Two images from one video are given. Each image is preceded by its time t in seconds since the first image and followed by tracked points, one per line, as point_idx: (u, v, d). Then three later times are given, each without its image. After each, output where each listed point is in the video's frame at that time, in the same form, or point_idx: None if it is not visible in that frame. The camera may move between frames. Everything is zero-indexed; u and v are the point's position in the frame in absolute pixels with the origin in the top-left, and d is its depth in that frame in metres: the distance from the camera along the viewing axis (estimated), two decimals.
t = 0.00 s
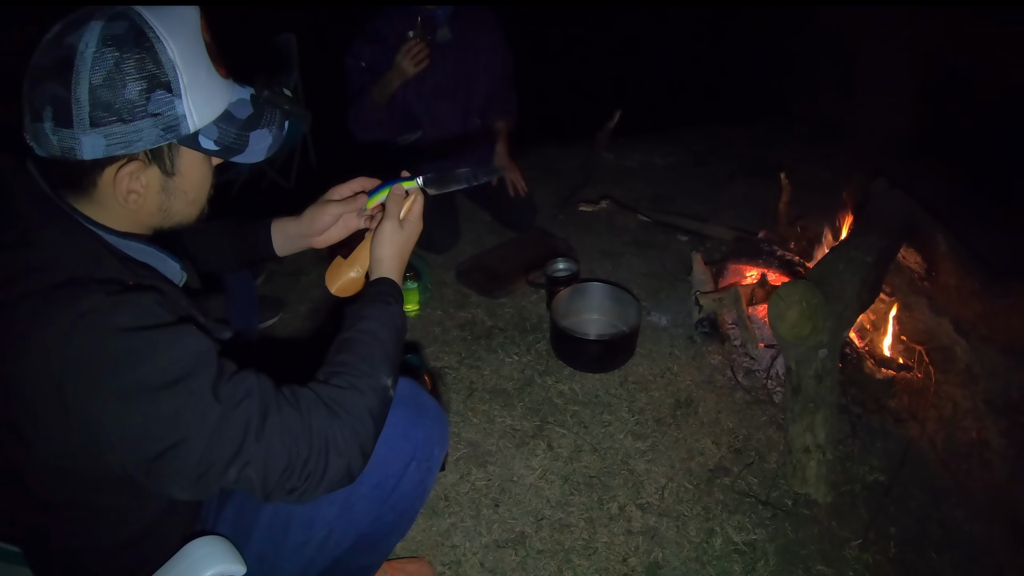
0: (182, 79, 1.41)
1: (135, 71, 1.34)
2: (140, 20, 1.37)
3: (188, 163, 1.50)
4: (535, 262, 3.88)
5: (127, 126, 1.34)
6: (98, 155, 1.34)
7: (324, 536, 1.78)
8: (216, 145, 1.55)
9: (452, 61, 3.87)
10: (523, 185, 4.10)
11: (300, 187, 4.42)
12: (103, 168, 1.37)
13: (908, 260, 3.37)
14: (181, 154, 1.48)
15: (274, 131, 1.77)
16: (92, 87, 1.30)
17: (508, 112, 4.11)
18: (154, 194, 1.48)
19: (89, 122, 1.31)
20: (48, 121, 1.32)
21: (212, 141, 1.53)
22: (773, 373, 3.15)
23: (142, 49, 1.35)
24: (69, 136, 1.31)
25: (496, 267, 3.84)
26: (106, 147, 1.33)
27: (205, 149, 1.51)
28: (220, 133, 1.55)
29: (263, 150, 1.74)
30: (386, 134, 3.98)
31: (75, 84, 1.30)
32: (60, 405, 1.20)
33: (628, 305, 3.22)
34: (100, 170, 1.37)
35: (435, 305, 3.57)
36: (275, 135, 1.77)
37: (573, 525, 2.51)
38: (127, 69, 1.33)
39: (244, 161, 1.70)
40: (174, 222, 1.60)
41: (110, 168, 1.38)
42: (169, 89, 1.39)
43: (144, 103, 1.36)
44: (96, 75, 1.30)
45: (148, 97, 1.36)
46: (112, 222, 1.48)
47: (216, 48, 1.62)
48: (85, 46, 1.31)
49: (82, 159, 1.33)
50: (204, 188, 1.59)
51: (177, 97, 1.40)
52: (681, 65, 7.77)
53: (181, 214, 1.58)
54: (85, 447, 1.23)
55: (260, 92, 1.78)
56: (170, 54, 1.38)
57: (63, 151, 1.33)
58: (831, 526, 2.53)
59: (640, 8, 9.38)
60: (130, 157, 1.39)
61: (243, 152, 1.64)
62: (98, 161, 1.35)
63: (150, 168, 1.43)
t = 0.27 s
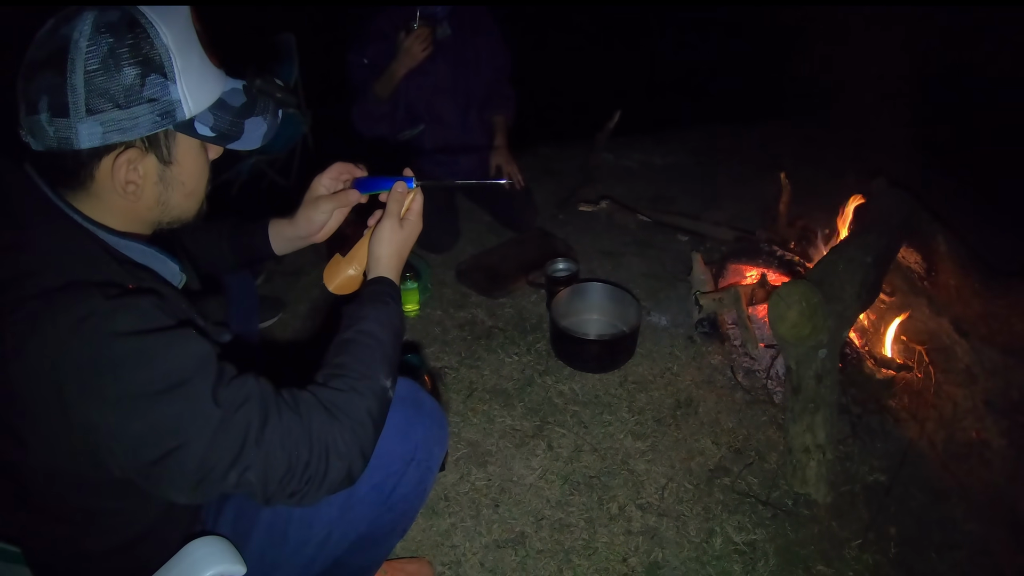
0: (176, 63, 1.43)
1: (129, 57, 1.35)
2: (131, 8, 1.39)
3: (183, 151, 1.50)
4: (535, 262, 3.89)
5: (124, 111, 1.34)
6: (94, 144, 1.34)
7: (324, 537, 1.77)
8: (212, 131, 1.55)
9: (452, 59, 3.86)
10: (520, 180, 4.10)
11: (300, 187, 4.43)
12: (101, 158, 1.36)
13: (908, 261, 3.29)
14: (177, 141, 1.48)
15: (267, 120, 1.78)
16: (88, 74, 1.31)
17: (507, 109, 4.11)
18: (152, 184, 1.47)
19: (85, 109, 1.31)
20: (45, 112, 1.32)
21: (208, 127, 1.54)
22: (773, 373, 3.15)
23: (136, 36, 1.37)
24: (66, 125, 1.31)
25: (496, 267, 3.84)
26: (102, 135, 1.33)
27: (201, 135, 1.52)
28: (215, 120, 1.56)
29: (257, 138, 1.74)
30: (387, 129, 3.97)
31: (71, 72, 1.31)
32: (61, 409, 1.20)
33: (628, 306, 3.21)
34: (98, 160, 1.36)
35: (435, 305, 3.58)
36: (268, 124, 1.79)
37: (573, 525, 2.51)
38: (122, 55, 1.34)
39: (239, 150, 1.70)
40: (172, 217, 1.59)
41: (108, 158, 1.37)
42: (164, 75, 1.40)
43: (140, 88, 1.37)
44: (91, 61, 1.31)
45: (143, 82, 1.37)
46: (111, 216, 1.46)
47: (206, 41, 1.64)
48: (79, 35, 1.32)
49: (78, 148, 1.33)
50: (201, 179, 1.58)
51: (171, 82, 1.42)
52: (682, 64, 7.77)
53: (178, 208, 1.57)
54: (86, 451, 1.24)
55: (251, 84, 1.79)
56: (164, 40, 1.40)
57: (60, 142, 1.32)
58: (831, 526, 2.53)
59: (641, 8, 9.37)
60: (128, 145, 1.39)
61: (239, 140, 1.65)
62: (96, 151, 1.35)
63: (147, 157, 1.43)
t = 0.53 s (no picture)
0: (168, 48, 1.39)
1: (120, 41, 1.32)
2: None
3: (180, 139, 1.48)
4: (535, 256, 3.88)
5: (117, 98, 1.32)
6: (89, 132, 1.32)
7: (324, 532, 1.77)
8: (208, 117, 1.52)
9: (453, 53, 3.84)
10: (521, 175, 4.07)
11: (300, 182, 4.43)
12: (96, 146, 1.36)
13: (907, 254, 3.33)
14: (173, 129, 1.46)
15: (262, 105, 1.75)
16: (80, 61, 1.29)
17: (508, 104, 4.09)
18: (149, 172, 1.47)
19: (78, 98, 1.29)
20: (38, 103, 1.30)
21: (203, 113, 1.50)
22: (773, 368, 3.14)
23: (127, 20, 1.34)
24: (60, 115, 1.30)
25: (496, 261, 3.84)
26: (97, 122, 1.32)
27: (196, 121, 1.49)
28: (211, 105, 1.52)
29: (254, 123, 1.71)
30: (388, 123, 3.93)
31: (63, 60, 1.29)
32: (61, 408, 1.20)
33: (628, 301, 3.20)
34: (94, 148, 1.36)
35: (435, 300, 3.57)
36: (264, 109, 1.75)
37: (573, 519, 2.51)
38: (113, 40, 1.32)
39: (235, 135, 1.67)
40: (171, 206, 1.59)
41: (103, 146, 1.37)
42: (156, 59, 1.38)
43: (133, 73, 1.34)
44: (83, 48, 1.29)
45: (136, 67, 1.35)
46: (108, 204, 1.46)
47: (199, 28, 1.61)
48: (71, 23, 1.31)
49: (74, 137, 1.32)
50: (199, 167, 1.57)
51: (164, 66, 1.39)
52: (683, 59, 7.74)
53: (177, 196, 1.57)
54: (86, 449, 1.23)
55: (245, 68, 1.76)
56: (154, 23, 1.37)
57: (54, 131, 1.31)
58: (831, 520, 2.52)
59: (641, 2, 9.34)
60: (122, 132, 1.38)
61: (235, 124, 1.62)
62: (91, 139, 1.34)
63: (143, 144, 1.43)
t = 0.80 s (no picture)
0: (144, 34, 1.35)
1: (97, 40, 1.28)
2: None
3: (174, 121, 1.49)
4: (534, 256, 3.88)
5: (109, 97, 1.30)
6: (88, 138, 1.31)
7: (324, 533, 1.77)
8: (195, 92, 1.49)
9: (452, 53, 3.84)
10: (521, 174, 4.17)
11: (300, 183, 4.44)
12: (98, 147, 1.36)
13: (908, 254, 3.33)
14: (165, 112, 1.46)
15: (243, 65, 1.66)
16: (62, 69, 1.25)
17: (508, 103, 4.08)
18: (151, 159, 1.48)
19: (70, 106, 1.26)
20: (28, 124, 1.27)
21: (191, 89, 1.48)
22: (773, 368, 3.14)
23: (94, 16, 1.29)
24: (56, 128, 1.27)
25: (496, 261, 3.84)
26: (94, 128, 1.30)
27: (186, 98, 1.47)
28: (194, 79, 1.48)
29: (239, 87, 1.64)
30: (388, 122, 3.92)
31: (44, 73, 1.25)
32: (59, 416, 1.20)
33: (628, 301, 3.20)
34: (96, 150, 1.36)
35: (435, 300, 3.57)
36: (246, 70, 1.67)
37: (573, 519, 2.51)
38: (89, 40, 1.28)
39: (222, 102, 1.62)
40: (171, 189, 1.60)
41: (105, 145, 1.37)
42: (136, 50, 1.33)
43: (117, 69, 1.31)
44: (61, 56, 1.25)
45: (118, 61, 1.31)
46: (116, 200, 1.48)
47: None
48: (40, 35, 1.25)
49: (75, 148, 1.31)
50: (194, 143, 1.58)
51: (145, 55, 1.35)
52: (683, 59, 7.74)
53: (178, 177, 1.59)
54: (84, 456, 1.23)
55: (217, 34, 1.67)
56: (124, 12, 1.32)
57: (53, 148, 1.30)
58: (831, 521, 2.52)
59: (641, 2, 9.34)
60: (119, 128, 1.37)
61: (221, 93, 1.56)
62: (91, 143, 1.32)
63: (141, 134, 1.43)
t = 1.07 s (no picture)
0: (127, 33, 1.34)
1: (81, 44, 1.28)
2: None
3: (164, 117, 1.49)
4: (535, 256, 3.88)
5: (96, 99, 1.29)
6: (79, 144, 1.31)
7: (324, 533, 1.78)
8: (184, 87, 1.50)
9: (451, 53, 3.84)
10: (521, 174, 4.11)
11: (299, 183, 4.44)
12: (90, 151, 1.36)
13: (908, 254, 3.32)
14: (154, 109, 1.46)
15: (230, 56, 1.67)
16: (47, 76, 1.25)
17: (507, 103, 4.08)
18: (144, 159, 1.48)
19: (57, 112, 1.26)
20: (17, 134, 1.26)
21: (179, 84, 1.48)
22: (773, 368, 3.14)
23: (76, 20, 1.29)
24: (44, 135, 1.27)
25: (496, 261, 3.85)
26: (84, 132, 1.30)
27: (174, 94, 1.47)
28: (183, 75, 1.49)
29: (228, 78, 1.65)
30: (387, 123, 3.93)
31: (29, 82, 1.24)
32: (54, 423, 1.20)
33: (628, 301, 3.20)
34: (89, 153, 1.36)
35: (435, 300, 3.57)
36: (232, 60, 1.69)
37: (573, 519, 2.51)
38: (72, 45, 1.27)
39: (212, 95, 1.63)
40: (167, 185, 1.61)
41: (97, 148, 1.37)
42: (120, 50, 1.33)
43: (102, 70, 1.30)
44: (45, 63, 1.24)
45: (103, 62, 1.30)
46: (110, 201, 1.49)
47: None
48: (23, 43, 1.24)
49: (66, 154, 1.31)
50: (186, 139, 1.58)
51: (131, 54, 1.34)
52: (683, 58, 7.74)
53: (173, 173, 1.59)
54: (81, 463, 1.23)
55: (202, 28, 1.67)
56: (106, 13, 1.32)
57: (44, 155, 1.29)
58: (831, 521, 2.52)
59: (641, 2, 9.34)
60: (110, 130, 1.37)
61: (211, 86, 1.58)
62: (82, 147, 1.32)
63: (132, 134, 1.43)
